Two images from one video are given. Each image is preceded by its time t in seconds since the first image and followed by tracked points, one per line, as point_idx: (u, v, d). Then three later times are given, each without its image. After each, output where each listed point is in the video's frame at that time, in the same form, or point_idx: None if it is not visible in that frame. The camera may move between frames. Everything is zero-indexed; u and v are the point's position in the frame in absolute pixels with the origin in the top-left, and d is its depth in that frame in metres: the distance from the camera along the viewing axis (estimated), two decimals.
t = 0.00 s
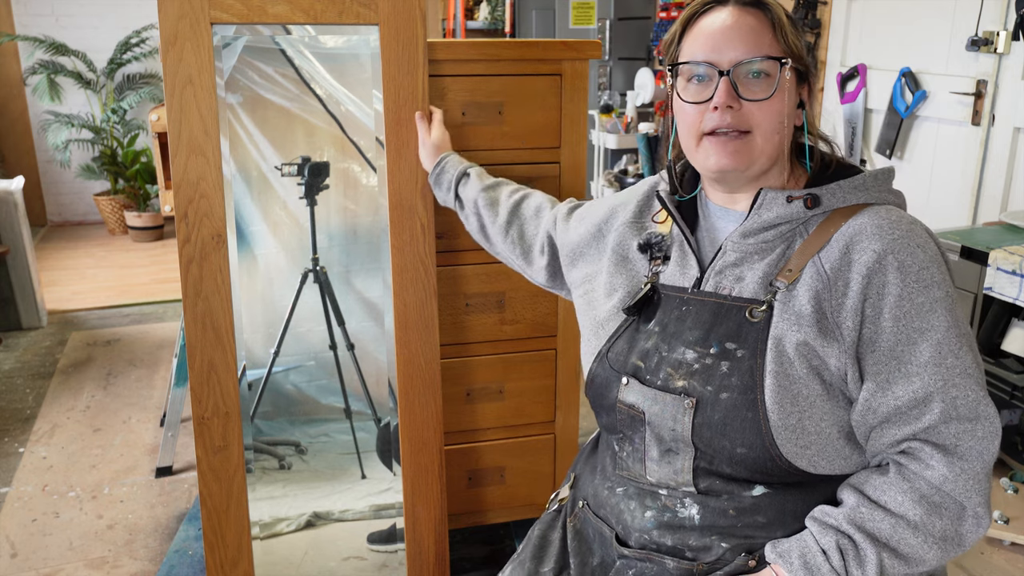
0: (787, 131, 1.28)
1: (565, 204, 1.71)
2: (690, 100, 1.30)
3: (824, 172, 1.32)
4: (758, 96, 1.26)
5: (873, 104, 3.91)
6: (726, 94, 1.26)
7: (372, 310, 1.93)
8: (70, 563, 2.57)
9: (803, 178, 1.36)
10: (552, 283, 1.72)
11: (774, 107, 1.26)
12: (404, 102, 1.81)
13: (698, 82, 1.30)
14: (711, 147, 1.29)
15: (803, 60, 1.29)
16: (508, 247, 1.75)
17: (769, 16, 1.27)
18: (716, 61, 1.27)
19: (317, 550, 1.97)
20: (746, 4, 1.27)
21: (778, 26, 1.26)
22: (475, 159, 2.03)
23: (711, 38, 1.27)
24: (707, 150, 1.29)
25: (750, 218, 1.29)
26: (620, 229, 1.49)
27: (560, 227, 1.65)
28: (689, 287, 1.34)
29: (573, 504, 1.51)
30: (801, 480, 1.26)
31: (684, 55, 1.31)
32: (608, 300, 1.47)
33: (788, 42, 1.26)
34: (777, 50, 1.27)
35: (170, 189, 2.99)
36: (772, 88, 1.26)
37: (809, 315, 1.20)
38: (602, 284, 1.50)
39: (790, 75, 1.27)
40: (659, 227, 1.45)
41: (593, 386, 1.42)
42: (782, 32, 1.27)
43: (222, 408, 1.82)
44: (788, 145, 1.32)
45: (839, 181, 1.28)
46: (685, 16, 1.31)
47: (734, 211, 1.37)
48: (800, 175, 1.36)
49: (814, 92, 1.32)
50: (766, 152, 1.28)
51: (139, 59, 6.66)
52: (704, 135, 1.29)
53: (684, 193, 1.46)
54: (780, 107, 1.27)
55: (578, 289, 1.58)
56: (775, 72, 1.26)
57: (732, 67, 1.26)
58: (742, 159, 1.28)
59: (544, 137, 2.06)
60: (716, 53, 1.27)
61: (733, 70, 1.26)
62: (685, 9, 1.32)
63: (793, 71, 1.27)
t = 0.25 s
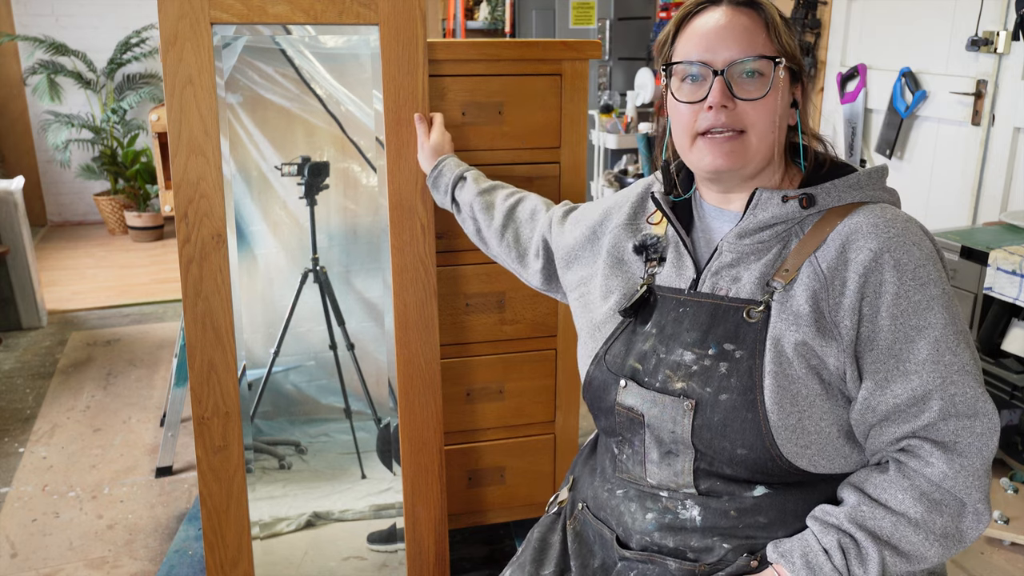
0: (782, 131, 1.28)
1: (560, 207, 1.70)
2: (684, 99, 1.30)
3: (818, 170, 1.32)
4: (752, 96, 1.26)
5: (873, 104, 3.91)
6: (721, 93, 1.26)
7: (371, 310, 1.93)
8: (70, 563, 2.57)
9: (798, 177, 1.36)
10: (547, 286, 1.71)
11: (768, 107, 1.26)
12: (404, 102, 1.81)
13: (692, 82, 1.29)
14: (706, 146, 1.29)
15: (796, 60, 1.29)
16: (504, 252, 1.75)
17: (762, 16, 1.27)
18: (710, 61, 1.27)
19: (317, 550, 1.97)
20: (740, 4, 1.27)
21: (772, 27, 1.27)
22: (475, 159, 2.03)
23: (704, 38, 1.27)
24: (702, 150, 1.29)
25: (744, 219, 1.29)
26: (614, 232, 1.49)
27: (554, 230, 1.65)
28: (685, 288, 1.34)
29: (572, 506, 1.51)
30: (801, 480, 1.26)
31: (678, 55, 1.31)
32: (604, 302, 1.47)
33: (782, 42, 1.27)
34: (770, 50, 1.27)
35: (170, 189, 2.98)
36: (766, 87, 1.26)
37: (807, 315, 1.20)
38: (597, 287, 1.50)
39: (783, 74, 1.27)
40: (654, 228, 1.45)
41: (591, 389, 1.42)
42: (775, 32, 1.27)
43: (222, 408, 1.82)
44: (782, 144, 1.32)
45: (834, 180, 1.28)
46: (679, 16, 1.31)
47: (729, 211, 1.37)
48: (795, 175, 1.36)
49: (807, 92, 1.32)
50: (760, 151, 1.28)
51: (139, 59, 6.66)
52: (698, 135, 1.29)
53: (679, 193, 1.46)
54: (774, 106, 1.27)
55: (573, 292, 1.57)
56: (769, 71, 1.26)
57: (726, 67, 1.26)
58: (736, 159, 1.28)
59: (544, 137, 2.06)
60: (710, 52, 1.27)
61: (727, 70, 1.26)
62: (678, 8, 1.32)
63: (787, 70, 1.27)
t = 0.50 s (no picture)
0: (779, 134, 1.29)
1: (560, 212, 1.71)
2: (681, 104, 1.31)
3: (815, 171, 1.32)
4: (749, 99, 1.26)
5: (873, 104, 3.91)
6: (717, 98, 1.26)
7: (371, 310, 1.93)
8: (70, 563, 2.57)
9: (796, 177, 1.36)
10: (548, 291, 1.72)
11: (765, 110, 1.26)
12: (404, 102, 1.81)
13: (688, 86, 1.30)
14: (703, 150, 1.29)
15: (792, 62, 1.29)
16: (504, 255, 1.75)
17: (757, 18, 1.27)
18: (706, 65, 1.27)
19: (317, 549, 1.97)
20: (735, 6, 1.27)
21: (767, 29, 1.27)
22: (476, 159, 2.03)
23: (700, 41, 1.27)
24: (699, 153, 1.30)
25: (742, 221, 1.29)
26: (613, 234, 1.49)
27: (555, 234, 1.65)
28: (684, 289, 1.35)
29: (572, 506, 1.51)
30: (801, 481, 1.26)
31: (674, 59, 1.31)
32: (604, 305, 1.47)
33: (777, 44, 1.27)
34: (766, 52, 1.27)
35: (170, 189, 2.98)
36: (762, 91, 1.26)
37: (806, 316, 1.20)
38: (598, 290, 1.50)
39: (780, 77, 1.27)
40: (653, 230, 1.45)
41: (590, 390, 1.42)
42: (771, 34, 1.27)
43: (222, 408, 1.82)
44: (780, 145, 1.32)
45: (832, 180, 1.28)
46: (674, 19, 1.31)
47: (727, 213, 1.37)
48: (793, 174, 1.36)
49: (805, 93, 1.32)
50: (758, 154, 1.28)
51: (139, 59, 6.66)
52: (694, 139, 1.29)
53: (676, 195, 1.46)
54: (771, 109, 1.27)
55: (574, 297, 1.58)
56: (766, 74, 1.26)
57: (722, 70, 1.26)
58: (734, 161, 1.28)
59: (544, 137, 2.06)
60: (705, 56, 1.27)
61: (723, 73, 1.26)
62: (673, 12, 1.32)
63: (784, 72, 1.27)
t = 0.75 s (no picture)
0: (771, 134, 1.29)
1: (558, 214, 1.71)
2: (672, 107, 1.31)
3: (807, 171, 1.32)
4: (740, 101, 1.26)
5: (873, 104, 3.91)
6: (708, 101, 1.26)
7: (371, 310, 1.93)
8: (70, 563, 2.57)
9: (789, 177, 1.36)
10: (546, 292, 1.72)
11: (756, 112, 1.27)
12: (404, 103, 1.81)
13: (680, 88, 1.30)
14: (695, 152, 1.29)
15: (784, 62, 1.29)
16: (503, 258, 1.75)
17: (748, 20, 1.27)
18: (697, 67, 1.27)
19: (317, 549, 1.97)
20: (726, 7, 1.27)
21: (758, 30, 1.26)
22: (475, 159, 2.03)
23: (690, 43, 1.27)
24: (691, 156, 1.30)
25: (735, 223, 1.29)
26: (609, 237, 1.50)
27: (552, 237, 1.65)
28: (679, 292, 1.34)
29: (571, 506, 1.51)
30: (797, 482, 1.26)
31: (665, 62, 1.31)
32: (601, 308, 1.47)
33: (768, 45, 1.27)
34: (757, 54, 1.27)
35: (170, 189, 2.98)
36: (753, 92, 1.26)
37: (798, 317, 1.20)
38: (594, 292, 1.50)
39: (771, 78, 1.27)
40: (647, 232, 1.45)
41: (587, 392, 1.42)
42: (762, 35, 1.27)
43: (222, 408, 1.82)
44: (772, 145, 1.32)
45: (825, 181, 1.28)
46: (665, 21, 1.31)
47: (720, 214, 1.37)
48: (785, 173, 1.36)
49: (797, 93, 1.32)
50: (750, 155, 1.28)
51: (139, 59, 6.66)
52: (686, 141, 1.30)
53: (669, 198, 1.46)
54: (762, 110, 1.27)
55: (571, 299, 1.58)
56: (757, 76, 1.26)
57: (713, 73, 1.26)
58: (726, 163, 1.28)
59: (544, 137, 2.06)
60: (696, 58, 1.27)
61: (714, 76, 1.26)
62: (664, 13, 1.32)
63: (775, 73, 1.27)
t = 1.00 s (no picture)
0: (766, 136, 1.29)
1: (558, 214, 1.72)
2: (668, 107, 1.30)
3: (802, 171, 1.32)
4: (737, 102, 1.26)
5: (873, 104, 3.91)
6: (705, 101, 1.26)
7: (371, 310, 1.93)
8: (70, 563, 2.57)
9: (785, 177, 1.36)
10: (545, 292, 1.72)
11: (753, 113, 1.27)
12: (404, 103, 1.81)
13: (676, 88, 1.30)
14: (691, 153, 1.29)
15: (780, 63, 1.29)
16: (503, 259, 1.76)
17: (745, 20, 1.27)
18: (693, 67, 1.27)
19: (317, 549, 1.97)
20: (722, 8, 1.27)
21: (754, 31, 1.27)
22: (476, 159, 2.03)
23: (687, 43, 1.27)
24: (687, 156, 1.30)
25: (730, 224, 1.29)
26: (605, 237, 1.50)
27: (551, 238, 1.66)
28: (674, 293, 1.34)
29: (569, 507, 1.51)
30: (793, 483, 1.26)
31: (662, 62, 1.31)
32: (597, 308, 1.47)
33: (765, 46, 1.27)
34: (754, 54, 1.27)
35: (170, 189, 2.98)
36: (750, 93, 1.26)
37: (793, 318, 1.20)
38: (590, 293, 1.51)
39: (768, 79, 1.27)
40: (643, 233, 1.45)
41: (583, 393, 1.42)
42: (758, 36, 1.27)
43: (222, 408, 1.82)
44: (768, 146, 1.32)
45: (820, 181, 1.28)
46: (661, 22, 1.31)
47: (715, 214, 1.37)
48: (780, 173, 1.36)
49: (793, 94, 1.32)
50: (746, 156, 1.28)
51: (139, 59, 6.66)
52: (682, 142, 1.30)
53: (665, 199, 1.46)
54: (758, 111, 1.27)
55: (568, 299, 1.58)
56: (753, 76, 1.26)
57: (709, 73, 1.26)
58: (722, 164, 1.28)
59: (543, 137, 2.06)
60: (693, 58, 1.27)
61: (710, 76, 1.26)
62: (661, 14, 1.32)
63: (771, 74, 1.27)
